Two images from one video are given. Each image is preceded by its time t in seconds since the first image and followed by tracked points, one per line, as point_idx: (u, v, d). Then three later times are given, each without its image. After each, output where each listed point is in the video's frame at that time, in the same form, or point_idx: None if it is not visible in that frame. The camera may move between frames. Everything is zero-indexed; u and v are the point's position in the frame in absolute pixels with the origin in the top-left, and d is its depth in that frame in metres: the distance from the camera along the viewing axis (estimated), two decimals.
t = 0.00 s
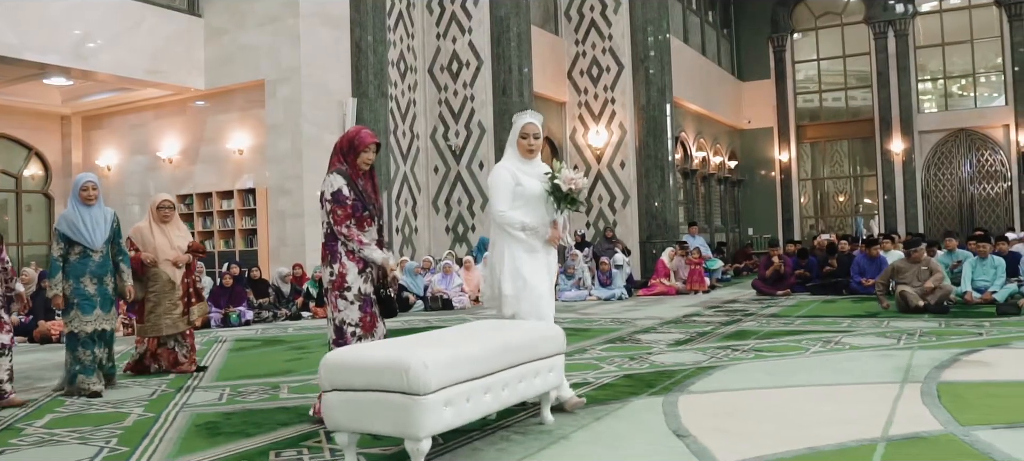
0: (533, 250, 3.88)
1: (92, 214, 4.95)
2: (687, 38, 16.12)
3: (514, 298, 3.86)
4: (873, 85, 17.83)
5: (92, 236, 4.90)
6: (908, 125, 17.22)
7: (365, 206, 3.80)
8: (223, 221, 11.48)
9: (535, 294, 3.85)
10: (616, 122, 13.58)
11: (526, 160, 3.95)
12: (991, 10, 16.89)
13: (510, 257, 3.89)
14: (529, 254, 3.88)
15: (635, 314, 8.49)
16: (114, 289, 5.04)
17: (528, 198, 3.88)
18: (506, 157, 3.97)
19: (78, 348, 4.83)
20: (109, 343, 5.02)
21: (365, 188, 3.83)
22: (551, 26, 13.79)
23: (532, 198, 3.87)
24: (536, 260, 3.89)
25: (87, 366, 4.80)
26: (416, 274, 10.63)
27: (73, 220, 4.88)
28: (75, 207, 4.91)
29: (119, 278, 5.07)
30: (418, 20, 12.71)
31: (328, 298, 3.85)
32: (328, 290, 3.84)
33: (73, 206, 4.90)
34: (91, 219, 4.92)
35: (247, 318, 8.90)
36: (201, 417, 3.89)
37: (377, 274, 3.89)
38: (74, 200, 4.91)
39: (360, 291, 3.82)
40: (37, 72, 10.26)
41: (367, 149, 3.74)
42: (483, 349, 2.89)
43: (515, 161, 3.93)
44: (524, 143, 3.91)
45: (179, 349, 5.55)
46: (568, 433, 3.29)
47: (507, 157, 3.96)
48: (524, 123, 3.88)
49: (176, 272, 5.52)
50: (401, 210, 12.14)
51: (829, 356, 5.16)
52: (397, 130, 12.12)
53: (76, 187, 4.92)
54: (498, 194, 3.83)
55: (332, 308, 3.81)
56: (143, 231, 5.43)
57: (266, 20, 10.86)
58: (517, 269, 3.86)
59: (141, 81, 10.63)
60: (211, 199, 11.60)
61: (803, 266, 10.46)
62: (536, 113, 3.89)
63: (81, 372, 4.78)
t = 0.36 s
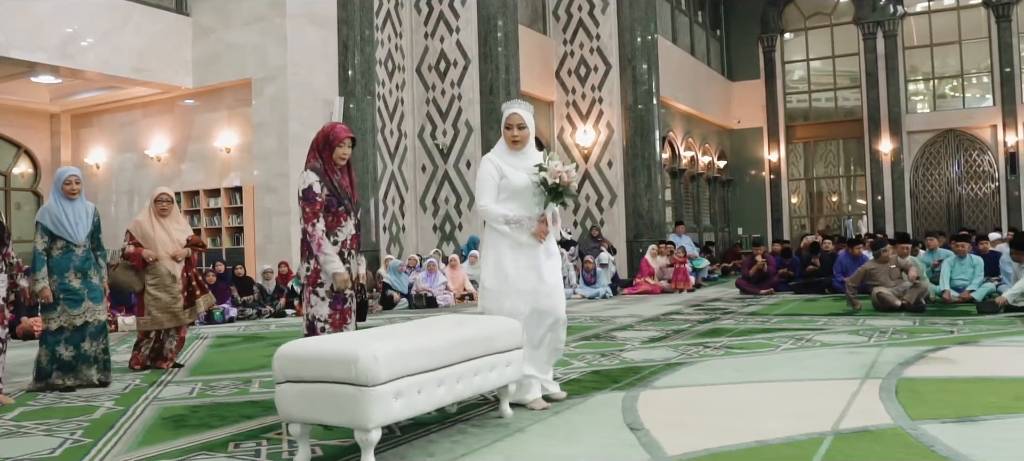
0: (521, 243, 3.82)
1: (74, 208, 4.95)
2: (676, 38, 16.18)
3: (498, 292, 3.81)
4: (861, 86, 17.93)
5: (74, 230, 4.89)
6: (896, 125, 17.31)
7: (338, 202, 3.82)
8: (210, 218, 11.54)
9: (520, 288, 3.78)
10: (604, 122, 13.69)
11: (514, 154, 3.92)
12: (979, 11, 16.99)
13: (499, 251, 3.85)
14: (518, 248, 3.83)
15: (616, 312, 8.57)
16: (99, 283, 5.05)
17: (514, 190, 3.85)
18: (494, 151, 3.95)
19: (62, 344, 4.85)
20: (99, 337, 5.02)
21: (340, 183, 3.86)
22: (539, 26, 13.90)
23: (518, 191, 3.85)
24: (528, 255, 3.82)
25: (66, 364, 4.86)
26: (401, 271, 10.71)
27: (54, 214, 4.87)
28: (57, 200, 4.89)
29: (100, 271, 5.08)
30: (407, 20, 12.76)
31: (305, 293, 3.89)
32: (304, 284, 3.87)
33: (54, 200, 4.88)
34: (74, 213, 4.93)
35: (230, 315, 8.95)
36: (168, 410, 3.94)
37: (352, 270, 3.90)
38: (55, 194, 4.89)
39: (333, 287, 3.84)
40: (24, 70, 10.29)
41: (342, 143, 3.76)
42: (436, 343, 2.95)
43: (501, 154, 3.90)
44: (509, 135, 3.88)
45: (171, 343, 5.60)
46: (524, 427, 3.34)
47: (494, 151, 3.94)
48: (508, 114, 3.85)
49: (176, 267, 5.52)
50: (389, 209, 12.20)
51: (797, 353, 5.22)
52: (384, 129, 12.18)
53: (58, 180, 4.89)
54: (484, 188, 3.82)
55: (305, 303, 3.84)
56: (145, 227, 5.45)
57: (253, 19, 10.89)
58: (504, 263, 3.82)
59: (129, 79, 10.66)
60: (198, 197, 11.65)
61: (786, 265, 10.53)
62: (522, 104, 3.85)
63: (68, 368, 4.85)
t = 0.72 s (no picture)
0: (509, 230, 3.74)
1: (83, 198, 5.01)
2: (673, 35, 16.20)
3: (494, 282, 3.77)
4: (859, 84, 17.94)
5: (82, 220, 4.96)
6: (894, 124, 17.33)
7: (331, 192, 3.86)
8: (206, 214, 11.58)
9: (513, 277, 3.71)
10: (600, 119, 13.76)
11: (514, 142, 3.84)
12: (977, 9, 16.98)
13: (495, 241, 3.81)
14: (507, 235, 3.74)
15: (608, 307, 8.63)
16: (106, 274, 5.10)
17: (505, 176, 3.77)
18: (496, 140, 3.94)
19: (62, 335, 4.90)
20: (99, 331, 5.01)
21: (333, 173, 3.89)
22: (537, 23, 13.95)
23: (507, 176, 3.76)
24: (517, 242, 3.73)
25: (62, 356, 4.90)
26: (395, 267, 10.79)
27: (60, 204, 4.92)
28: (67, 190, 4.95)
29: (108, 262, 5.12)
30: (404, 17, 12.75)
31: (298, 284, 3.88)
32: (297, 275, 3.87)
33: (64, 189, 4.95)
34: (83, 204, 4.98)
35: (224, 309, 9.03)
36: (151, 396, 4.00)
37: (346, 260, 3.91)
38: (65, 183, 4.96)
39: (327, 276, 3.85)
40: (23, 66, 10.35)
41: (335, 133, 3.80)
42: (408, 327, 3.01)
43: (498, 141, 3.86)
44: (504, 119, 3.84)
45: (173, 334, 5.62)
46: (496, 412, 3.40)
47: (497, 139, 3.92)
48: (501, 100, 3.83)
49: (180, 259, 5.56)
50: (385, 205, 12.27)
51: (779, 345, 5.26)
52: (381, 125, 12.24)
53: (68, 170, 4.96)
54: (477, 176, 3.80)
55: (298, 292, 3.85)
56: (145, 216, 5.47)
57: (250, 17, 10.93)
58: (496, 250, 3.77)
59: (127, 75, 10.71)
60: (195, 193, 11.73)
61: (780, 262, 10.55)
62: (515, 88, 3.79)
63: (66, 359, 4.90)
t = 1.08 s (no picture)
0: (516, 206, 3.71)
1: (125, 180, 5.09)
2: (702, 29, 16.08)
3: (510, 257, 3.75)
4: (893, 78, 17.67)
5: (122, 201, 5.03)
6: (929, 119, 17.06)
7: (363, 173, 3.87)
8: (237, 206, 11.76)
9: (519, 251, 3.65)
10: (628, 113, 13.75)
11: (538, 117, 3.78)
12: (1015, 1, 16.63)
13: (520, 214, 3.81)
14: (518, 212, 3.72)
15: (631, 299, 8.62)
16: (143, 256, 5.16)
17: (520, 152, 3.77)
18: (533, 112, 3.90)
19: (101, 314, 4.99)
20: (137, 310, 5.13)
21: (364, 156, 3.90)
22: (564, 17, 13.95)
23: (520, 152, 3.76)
24: (525, 219, 3.65)
25: (104, 332, 5.00)
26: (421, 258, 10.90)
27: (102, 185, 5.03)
28: (110, 171, 5.05)
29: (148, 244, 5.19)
30: (432, 11, 12.82)
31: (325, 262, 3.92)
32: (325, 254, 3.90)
33: (108, 171, 5.05)
34: (125, 186, 5.06)
35: (252, 297, 9.18)
36: (169, 374, 4.09)
37: (374, 239, 3.96)
38: (109, 165, 5.05)
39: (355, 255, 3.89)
40: (59, 60, 10.57)
41: (367, 117, 3.82)
42: (413, 303, 3.06)
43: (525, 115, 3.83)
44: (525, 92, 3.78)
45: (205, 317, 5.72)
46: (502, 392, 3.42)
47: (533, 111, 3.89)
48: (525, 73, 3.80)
49: (210, 241, 5.66)
50: (413, 199, 12.37)
51: (797, 333, 5.21)
52: (408, 119, 12.30)
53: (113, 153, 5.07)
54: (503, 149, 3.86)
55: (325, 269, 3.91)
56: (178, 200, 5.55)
57: (279, 11, 11.04)
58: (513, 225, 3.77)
59: (159, 69, 10.89)
60: (225, 185, 11.90)
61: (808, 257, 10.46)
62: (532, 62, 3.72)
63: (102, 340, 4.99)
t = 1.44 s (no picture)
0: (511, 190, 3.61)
1: (156, 169, 5.01)
2: (734, 26, 15.94)
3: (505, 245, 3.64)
4: (930, 77, 17.37)
5: (155, 189, 4.98)
6: (966, 117, 16.76)
7: (391, 160, 3.88)
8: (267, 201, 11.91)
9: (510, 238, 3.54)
10: (658, 110, 13.64)
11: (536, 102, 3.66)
12: None
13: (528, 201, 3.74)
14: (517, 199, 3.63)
15: (657, 295, 8.58)
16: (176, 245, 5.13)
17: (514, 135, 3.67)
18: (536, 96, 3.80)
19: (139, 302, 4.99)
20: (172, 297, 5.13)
21: (395, 142, 3.91)
22: (595, 14, 13.90)
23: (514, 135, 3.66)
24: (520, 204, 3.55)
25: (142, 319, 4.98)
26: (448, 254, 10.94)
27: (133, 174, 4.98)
28: (140, 160, 4.99)
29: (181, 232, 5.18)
30: (462, 9, 12.83)
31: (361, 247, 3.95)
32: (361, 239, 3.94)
33: (138, 159, 4.99)
34: (156, 174, 5.00)
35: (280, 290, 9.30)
36: (191, 358, 4.16)
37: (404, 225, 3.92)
38: (140, 154, 4.99)
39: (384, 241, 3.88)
40: (96, 56, 10.77)
41: (394, 104, 3.82)
42: (425, 286, 3.10)
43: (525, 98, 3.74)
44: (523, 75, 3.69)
45: (252, 309, 5.78)
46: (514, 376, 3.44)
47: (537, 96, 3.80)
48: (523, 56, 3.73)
49: (254, 232, 5.74)
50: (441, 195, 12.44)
51: (821, 328, 5.15)
52: (437, 115, 12.34)
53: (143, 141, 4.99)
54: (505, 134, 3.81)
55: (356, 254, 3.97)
56: (228, 191, 5.66)
57: (310, 7, 11.13)
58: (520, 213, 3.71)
59: (192, 65, 11.04)
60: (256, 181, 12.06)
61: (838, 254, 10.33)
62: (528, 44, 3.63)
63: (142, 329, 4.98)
